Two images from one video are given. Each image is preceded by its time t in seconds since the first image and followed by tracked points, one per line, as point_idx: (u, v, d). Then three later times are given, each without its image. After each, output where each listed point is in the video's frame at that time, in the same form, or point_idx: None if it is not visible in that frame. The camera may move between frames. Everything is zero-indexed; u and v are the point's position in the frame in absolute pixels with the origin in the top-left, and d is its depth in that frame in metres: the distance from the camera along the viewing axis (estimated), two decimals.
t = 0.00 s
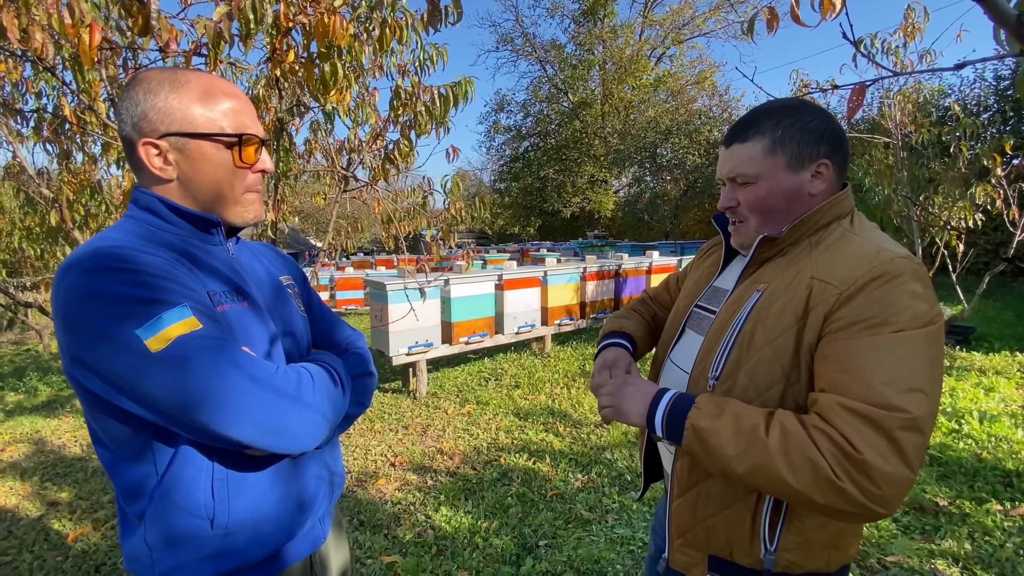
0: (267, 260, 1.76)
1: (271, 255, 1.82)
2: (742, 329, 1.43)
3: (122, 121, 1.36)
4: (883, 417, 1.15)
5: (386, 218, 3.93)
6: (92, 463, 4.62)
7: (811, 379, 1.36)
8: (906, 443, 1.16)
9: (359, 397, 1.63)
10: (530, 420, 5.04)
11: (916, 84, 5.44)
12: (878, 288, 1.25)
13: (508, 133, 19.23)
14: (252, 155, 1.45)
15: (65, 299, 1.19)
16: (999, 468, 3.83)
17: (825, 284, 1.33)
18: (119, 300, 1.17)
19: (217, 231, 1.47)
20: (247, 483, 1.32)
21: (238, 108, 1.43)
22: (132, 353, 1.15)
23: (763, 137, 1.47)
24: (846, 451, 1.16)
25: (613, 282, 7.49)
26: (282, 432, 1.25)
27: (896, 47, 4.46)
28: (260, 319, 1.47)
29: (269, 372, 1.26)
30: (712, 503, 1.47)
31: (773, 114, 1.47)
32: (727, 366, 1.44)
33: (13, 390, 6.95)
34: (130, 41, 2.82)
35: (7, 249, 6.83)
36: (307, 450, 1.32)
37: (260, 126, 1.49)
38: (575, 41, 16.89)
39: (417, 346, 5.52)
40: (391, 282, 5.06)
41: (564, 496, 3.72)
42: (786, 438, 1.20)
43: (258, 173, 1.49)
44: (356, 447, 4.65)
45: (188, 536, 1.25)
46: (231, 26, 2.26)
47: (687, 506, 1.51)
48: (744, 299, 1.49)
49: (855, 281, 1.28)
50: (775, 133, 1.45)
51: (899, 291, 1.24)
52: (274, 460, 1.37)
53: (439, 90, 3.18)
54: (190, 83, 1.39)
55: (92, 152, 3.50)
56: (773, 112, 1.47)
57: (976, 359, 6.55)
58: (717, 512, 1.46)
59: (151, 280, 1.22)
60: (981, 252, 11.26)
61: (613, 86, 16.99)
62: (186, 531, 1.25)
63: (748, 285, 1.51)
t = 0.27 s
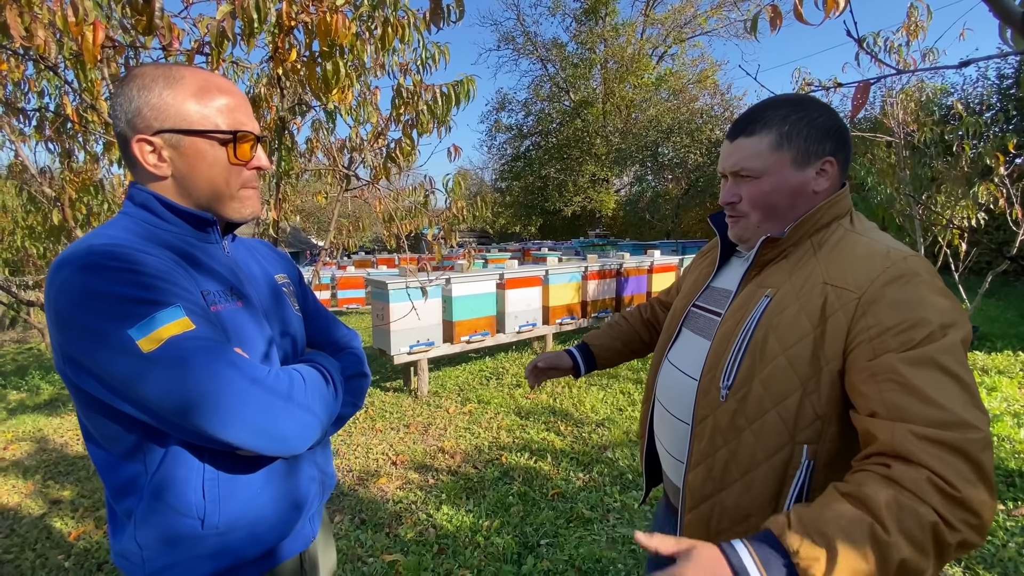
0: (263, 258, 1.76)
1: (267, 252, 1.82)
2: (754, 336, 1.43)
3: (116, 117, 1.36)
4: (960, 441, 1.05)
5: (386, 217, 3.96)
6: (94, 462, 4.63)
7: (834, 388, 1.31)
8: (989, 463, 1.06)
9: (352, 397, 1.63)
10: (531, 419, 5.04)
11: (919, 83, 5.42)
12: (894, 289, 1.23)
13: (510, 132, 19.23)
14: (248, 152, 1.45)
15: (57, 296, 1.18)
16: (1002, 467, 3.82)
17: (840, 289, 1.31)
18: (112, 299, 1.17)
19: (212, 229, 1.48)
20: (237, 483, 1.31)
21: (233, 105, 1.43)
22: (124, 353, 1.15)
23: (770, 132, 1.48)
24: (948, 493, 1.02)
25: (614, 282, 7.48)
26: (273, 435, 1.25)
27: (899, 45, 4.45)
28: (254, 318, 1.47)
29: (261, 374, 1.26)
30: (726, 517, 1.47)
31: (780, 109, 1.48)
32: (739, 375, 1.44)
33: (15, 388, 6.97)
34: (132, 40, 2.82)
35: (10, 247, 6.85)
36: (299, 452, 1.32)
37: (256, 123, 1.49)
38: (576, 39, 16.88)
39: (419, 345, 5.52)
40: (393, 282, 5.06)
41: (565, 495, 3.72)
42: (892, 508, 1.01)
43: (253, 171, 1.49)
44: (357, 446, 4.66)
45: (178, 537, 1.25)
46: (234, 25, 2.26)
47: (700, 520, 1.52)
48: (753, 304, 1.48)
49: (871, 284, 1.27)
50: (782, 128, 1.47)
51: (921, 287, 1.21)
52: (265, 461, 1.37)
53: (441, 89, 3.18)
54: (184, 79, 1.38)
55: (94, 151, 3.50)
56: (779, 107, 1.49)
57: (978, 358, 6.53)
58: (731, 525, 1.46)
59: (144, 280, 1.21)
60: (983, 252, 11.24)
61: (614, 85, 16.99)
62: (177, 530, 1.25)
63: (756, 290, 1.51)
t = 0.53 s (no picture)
0: (260, 257, 1.76)
1: (264, 251, 1.83)
2: (749, 338, 1.43)
3: (113, 114, 1.36)
4: (944, 459, 1.11)
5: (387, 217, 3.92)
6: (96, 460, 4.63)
7: (829, 389, 1.32)
8: (973, 468, 1.12)
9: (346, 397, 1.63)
10: (532, 418, 5.04)
11: (921, 82, 5.42)
12: (890, 292, 1.23)
13: (511, 131, 19.22)
14: (245, 149, 1.45)
15: (54, 293, 1.17)
16: (1003, 466, 3.82)
17: (836, 292, 1.31)
18: (110, 298, 1.15)
19: (211, 228, 1.48)
20: (231, 484, 1.31)
21: (231, 102, 1.43)
22: (122, 352, 1.14)
23: (765, 130, 1.47)
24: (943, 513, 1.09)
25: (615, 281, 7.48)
26: (271, 437, 1.25)
27: (902, 45, 4.44)
28: (252, 319, 1.47)
29: (257, 374, 1.26)
30: (722, 516, 1.47)
31: (775, 107, 1.47)
32: (735, 375, 1.44)
33: (17, 387, 6.98)
34: (133, 39, 2.82)
35: (12, 246, 6.86)
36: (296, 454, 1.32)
37: (253, 120, 1.49)
38: (578, 38, 16.88)
39: (420, 344, 5.52)
40: (394, 281, 5.06)
41: (566, 494, 3.73)
42: (912, 561, 1.08)
43: (250, 168, 1.49)
44: (358, 445, 4.67)
45: (172, 536, 1.24)
46: (238, 24, 2.26)
47: (697, 519, 1.52)
48: (748, 304, 1.48)
49: (868, 287, 1.26)
50: (777, 126, 1.45)
51: (915, 290, 1.21)
52: (259, 463, 1.36)
53: (443, 88, 3.18)
54: (181, 76, 1.38)
55: (96, 150, 3.51)
56: (775, 105, 1.48)
57: (979, 358, 6.53)
58: (728, 525, 1.46)
59: (143, 279, 1.20)
60: (985, 251, 11.22)
61: (615, 84, 16.98)
62: (170, 529, 1.24)
63: (750, 289, 1.51)
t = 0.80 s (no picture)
0: (258, 255, 1.76)
1: (263, 251, 1.83)
2: (746, 335, 1.43)
3: (111, 112, 1.36)
4: (918, 458, 1.13)
5: (389, 216, 3.91)
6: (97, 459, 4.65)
7: (823, 385, 1.33)
8: (949, 468, 1.13)
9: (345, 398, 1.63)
10: (533, 417, 5.04)
11: (923, 81, 5.41)
12: (885, 290, 1.23)
13: (511, 130, 19.22)
14: (244, 148, 1.45)
15: (52, 293, 1.17)
16: (1004, 466, 3.82)
17: (832, 289, 1.30)
18: (108, 298, 1.16)
19: (209, 228, 1.49)
20: (230, 485, 1.31)
21: (229, 100, 1.44)
22: (119, 352, 1.14)
23: (764, 128, 1.47)
24: (910, 510, 1.11)
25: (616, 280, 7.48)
26: (269, 437, 1.25)
27: (904, 44, 4.44)
28: (250, 318, 1.47)
29: (253, 373, 1.26)
30: (719, 512, 1.47)
31: (774, 105, 1.47)
32: (732, 373, 1.44)
33: (19, 386, 6.99)
34: (135, 39, 2.83)
35: (13, 245, 6.87)
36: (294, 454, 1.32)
37: (251, 118, 1.50)
38: (578, 38, 16.87)
39: (421, 343, 5.53)
40: (395, 280, 5.06)
41: (567, 493, 3.73)
42: (863, 546, 1.13)
43: (249, 166, 1.49)
44: (360, 444, 4.67)
45: (171, 537, 1.25)
46: (242, 24, 2.25)
47: (694, 515, 1.53)
48: (745, 302, 1.48)
49: (863, 285, 1.26)
50: (775, 124, 1.45)
51: (909, 288, 1.21)
52: (258, 463, 1.36)
53: (444, 88, 3.18)
54: (179, 74, 1.39)
55: (97, 149, 3.52)
56: (772, 104, 1.48)
57: (980, 357, 6.53)
58: (725, 520, 1.46)
59: (140, 279, 1.20)
60: (987, 251, 11.20)
61: (616, 83, 16.98)
62: (169, 529, 1.24)
63: (748, 288, 1.51)
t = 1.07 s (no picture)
0: (259, 255, 1.76)
1: (264, 250, 1.83)
2: (744, 333, 1.43)
3: (112, 112, 1.36)
4: (889, 448, 1.14)
5: (390, 215, 3.90)
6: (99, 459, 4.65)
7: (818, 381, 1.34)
8: (920, 466, 1.15)
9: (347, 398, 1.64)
10: (533, 417, 5.05)
11: (924, 80, 5.41)
12: (882, 289, 1.23)
13: (512, 130, 19.22)
14: (245, 147, 1.46)
15: (53, 293, 1.17)
16: (1005, 465, 3.82)
17: (830, 286, 1.31)
18: (109, 298, 1.16)
19: (210, 228, 1.49)
20: (231, 485, 1.31)
21: (230, 100, 1.44)
22: (121, 352, 1.14)
23: (769, 128, 1.47)
24: (870, 496, 1.14)
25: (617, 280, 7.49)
26: (270, 438, 1.25)
27: (904, 43, 4.45)
28: (251, 318, 1.48)
29: (254, 372, 1.26)
30: (716, 506, 1.48)
31: (780, 105, 1.47)
32: (730, 370, 1.44)
33: (20, 385, 7.00)
34: (136, 39, 2.83)
35: (14, 245, 6.88)
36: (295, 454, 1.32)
37: (252, 118, 1.50)
38: (579, 37, 16.88)
39: (421, 343, 5.53)
40: (396, 280, 5.07)
41: (568, 493, 3.73)
42: (814, 519, 1.16)
43: (250, 166, 1.50)
44: (361, 443, 4.68)
45: (173, 537, 1.25)
46: (243, 24, 2.26)
47: (692, 509, 1.52)
48: (745, 300, 1.48)
49: (861, 282, 1.27)
50: (780, 125, 1.45)
51: (905, 287, 1.22)
52: (259, 463, 1.37)
53: (445, 87, 3.18)
54: (180, 74, 1.39)
55: (99, 149, 3.52)
56: (773, 103, 1.48)
57: (981, 356, 6.52)
58: (722, 515, 1.47)
59: (142, 279, 1.20)
60: (989, 250, 11.19)
61: (616, 83, 16.99)
62: (170, 530, 1.24)
63: (749, 286, 1.51)
